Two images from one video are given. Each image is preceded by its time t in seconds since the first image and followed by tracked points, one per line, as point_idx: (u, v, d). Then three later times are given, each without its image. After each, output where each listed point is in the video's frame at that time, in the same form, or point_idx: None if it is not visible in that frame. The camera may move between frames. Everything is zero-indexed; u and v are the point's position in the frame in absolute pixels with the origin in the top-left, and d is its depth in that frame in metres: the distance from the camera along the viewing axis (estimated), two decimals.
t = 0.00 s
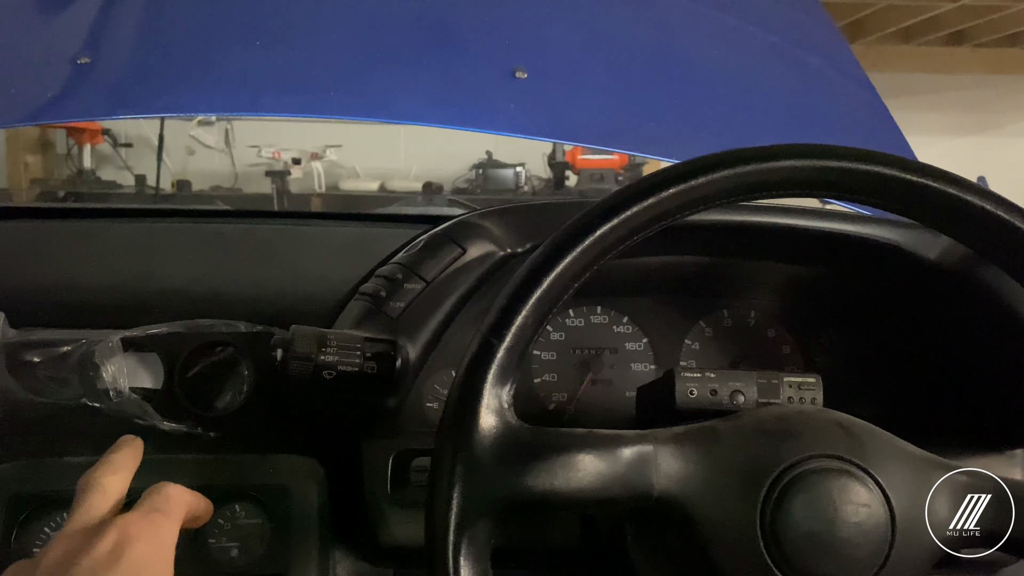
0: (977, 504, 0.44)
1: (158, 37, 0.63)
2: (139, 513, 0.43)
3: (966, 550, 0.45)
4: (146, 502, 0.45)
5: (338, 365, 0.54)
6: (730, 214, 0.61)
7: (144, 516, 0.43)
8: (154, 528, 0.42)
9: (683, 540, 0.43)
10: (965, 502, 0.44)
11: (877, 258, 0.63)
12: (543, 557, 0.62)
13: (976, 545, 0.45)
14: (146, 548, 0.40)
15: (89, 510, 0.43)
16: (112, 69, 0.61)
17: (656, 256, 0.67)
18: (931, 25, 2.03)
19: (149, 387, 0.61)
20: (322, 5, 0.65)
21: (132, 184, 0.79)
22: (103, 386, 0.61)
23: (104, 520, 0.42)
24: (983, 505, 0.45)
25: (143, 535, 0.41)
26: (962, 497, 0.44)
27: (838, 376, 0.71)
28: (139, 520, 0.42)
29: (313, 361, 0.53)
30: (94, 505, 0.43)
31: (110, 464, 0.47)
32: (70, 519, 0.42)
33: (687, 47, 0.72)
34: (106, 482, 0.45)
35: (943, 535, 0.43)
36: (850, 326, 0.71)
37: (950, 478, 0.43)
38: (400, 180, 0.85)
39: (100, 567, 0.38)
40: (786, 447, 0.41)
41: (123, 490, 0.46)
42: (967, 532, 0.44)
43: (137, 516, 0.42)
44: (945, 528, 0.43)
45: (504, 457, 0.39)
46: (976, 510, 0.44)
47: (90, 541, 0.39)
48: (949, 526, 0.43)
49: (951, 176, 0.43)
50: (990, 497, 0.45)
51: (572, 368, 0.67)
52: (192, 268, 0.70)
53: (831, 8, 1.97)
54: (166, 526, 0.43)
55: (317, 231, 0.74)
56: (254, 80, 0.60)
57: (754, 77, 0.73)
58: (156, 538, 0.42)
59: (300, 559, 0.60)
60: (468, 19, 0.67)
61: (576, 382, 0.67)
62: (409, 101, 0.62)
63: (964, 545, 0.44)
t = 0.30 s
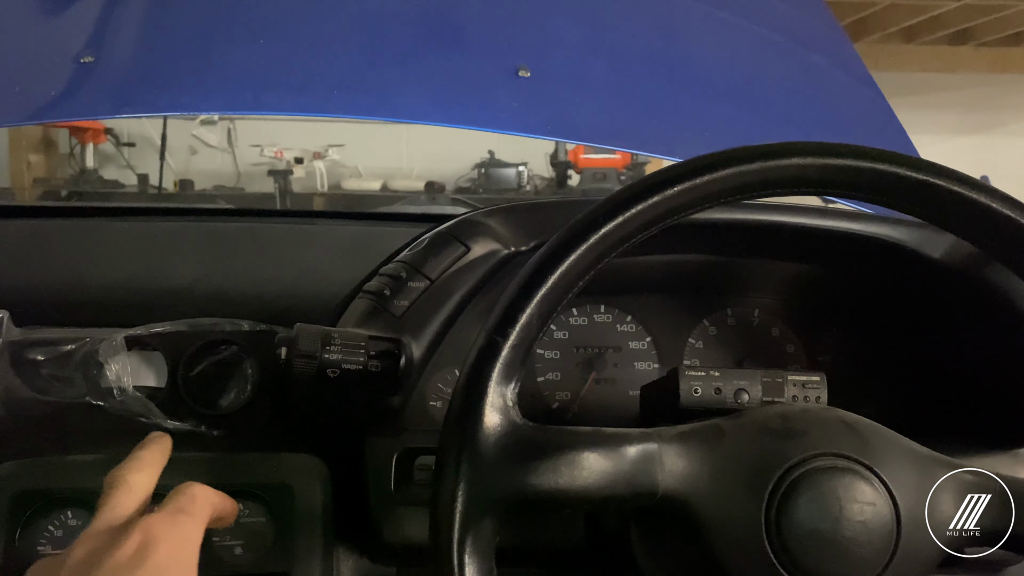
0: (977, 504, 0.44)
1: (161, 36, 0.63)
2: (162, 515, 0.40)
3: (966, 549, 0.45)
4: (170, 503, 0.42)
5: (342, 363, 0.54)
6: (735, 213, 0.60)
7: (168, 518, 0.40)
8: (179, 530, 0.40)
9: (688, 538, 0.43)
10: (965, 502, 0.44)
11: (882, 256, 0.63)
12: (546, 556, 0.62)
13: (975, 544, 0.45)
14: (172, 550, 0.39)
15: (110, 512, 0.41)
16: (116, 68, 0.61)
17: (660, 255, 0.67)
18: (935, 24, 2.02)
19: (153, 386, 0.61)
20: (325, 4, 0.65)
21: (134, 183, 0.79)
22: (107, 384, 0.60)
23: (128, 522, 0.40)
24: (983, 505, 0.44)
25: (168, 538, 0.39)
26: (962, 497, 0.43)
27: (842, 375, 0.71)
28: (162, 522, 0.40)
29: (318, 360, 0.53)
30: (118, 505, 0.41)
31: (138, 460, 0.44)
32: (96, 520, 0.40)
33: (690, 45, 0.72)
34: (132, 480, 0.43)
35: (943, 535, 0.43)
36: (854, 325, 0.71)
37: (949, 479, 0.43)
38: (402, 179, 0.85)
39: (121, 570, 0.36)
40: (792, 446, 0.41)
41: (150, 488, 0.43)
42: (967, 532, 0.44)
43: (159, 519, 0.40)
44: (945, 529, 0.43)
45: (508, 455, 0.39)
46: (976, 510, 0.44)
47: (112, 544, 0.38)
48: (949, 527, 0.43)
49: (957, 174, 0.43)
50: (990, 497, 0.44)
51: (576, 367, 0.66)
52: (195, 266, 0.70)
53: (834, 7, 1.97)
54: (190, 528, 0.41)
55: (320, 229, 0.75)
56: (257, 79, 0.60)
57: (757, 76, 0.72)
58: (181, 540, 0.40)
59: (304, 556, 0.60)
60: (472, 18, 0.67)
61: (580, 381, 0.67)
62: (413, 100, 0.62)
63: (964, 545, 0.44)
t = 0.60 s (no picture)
0: (977, 504, 0.44)
1: (167, 36, 0.63)
2: (191, 517, 0.42)
3: (966, 548, 0.45)
4: (198, 505, 0.44)
5: (350, 361, 0.54)
6: (739, 212, 0.61)
7: (197, 519, 0.42)
8: (207, 531, 0.42)
9: (693, 534, 0.43)
10: (965, 502, 0.44)
11: (885, 255, 0.63)
12: (550, 553, 0.63)
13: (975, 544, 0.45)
14: (200, 554, 0.40)
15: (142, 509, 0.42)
16: (123, 67, 0.62)
17: (664, 254, 0.67)
18: (939, 23, 2.02)
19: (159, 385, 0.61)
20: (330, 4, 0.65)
21: (137, 183, 0.78)
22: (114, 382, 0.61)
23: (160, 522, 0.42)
24: (983, 506, 0.44)
25: (196, 540, 0.40)
26: (961, 497, 0.43)
27: (846, 374, 0.71)
28: (191, 524, 0.41)
29: (325, 357, 0.54)
30: (148, 504, 0.43)
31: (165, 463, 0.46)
32: (126, 518, 0.41)
33: (694, 45, 0.73)
34: (161, 481, 0.44)
35: (943, 535, 0.43)
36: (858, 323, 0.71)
37: (945, 481, 0.43)
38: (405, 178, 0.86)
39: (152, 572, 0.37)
40: (797, 443, 0.42)
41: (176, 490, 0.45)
42: (966, 532, 0.44)
43: (189, 522, 0.41)
44: (945, 528, 0.43)
45: (516, 452, 0.40)
46: (976, 510, 0.44)
47: (143, 547, 0.39)
48: (949, 527, 0.43)
49: (961, 173, 0.43)
50: (990, 497, 0.44)
51: (580, 365, 0.67)
52: (201, 266, 0.70)
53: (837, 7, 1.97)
54: (217, 530, 0.43)
55: (325, 229, 0.75)
56: (264, 79, 0.61)
57: (761, 75, 0.73)
58: (209, 542, 0.41)
59: (310, 553, 0.61)
60: (477, 17, 0.68)
61: (585, 379, 0.67)
62: (418, 99, 0.62)
63: (964, 545, 0.44)
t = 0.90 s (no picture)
0: (977, 504, 0.44)
1: (171, 35, 0.63)
2: (175, 489, 0.40)
3: (967, 549, 0.45)
4: (179, 467, 0.41)
5: (355, 359, 0.55)
6: (742, 211, 0.61)
7: (181, 491, 0.40)
8: (195, 501, 0.41)
9: (698, 531, 0.44)
10: (964, 502, 0.44)
11: (889, 253, 0.63)
12: (553, 551, 0.63)
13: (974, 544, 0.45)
14: (193, 527, 0.40)
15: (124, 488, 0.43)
16: (127, 66, 0.62)
17: (667, 252, 0.67)
18: (942, 22, 2.01)
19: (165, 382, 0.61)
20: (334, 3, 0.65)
21: (140, 181, 0.79)
22: (120, 379, 0.61)
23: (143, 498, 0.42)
24: (983, 506, 0.44)
25: (185, 514, 0.40)
26: (961, 497, 0.43)
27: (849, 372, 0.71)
28: (177, 499, 0.40)
29: (331, 355, 0.54)
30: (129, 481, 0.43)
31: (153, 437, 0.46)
32: (111, 498, 0.42)
33: (697, 44, 0.73)
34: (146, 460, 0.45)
35: (942, 535, 0.43)
36: (861, 321, 0.71)
37: (944, 481, 0.43)
38: (409, 177, 0.86)
39: (146, 556, 0.37)
40: (801, 440, 0.42)
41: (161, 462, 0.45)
42: (966, 532, 0.44)
43: (174, 497, 0.40)
44: (945, 529, 0.43)
45: (521, 449, 0.40)
46: (976, 510, 0.44)
47: (133, 529, 0.39)
48: (949, 527, 0.43)
49: (964, 171, 0.44)
50: (990, 497, 0.44)
51: (584, 364, 0.67)
52: (205, 264, 0.71)
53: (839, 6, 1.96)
54: (207, 493, 0.41)
55: (328, 228, 0.74)
56: (268, 78, 0.61)
57: (764, 74, 0.73)
58: (199, 510, 0.41)
59: (314, 550, 0.61)
60: (480, 16, 0.68)
61: (588, 377, 0.67)
62: (421, 99, 0.62)
63: (963, 546, 0.44)
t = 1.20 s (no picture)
0: (977, 504, 0.44)
1: (173, 36, 0.63)
2: (179, 477, 0.41)
3: (967, 549, 0.44)
4: (183, 455, 0.42)
5: (355, 359, 0.55)
6: (743, 211, 0.61)
7: (186, 479, 0.41)
8: (198, 489, 0.41)
9: (698, 533, 0.43)
10: (965, 501, 0.43)
11: (890, 254, 0.63)
12: (555, 551, 0.63)
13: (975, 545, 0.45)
14: (194, 518, 0.40)
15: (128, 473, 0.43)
16: (129, 66, 0.62)
17: (668, 253, 0.67)
18: (943, 22, 2.01)
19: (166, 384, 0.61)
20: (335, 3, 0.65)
21: (143, 181, 0.79)
22: (121, 379, 0.61)
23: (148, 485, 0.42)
24: (983, 506, 0.44)
25: (188, 503, 0.40)
26: (962, 496, 0.43)
27: (850, 373, 0.71)
28: (180, 488, 0.40)
29: (331, 356, 0.54)
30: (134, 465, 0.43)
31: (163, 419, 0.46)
32: (116, 482, 0.42)
33: (698, 44, 0.73)
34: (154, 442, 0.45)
35: (943, 535, 0.43)
36: (862, 322, 0.71)
37: (944, 480, 0.43)
38: (410, 177, 0.86)
39: (148, 548, 0.38)
40: (801, 441, 0.42)
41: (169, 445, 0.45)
42: (967, 532, 0.44)
43: (177, 485, 0.40)
44: (945, 528, 0.43)
45: (521, 450, 0.40)
46: (977, 510, 0.44)
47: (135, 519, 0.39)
48: (949, 527, 0.43)
49: (966, 172, 0.43)
50: (990, 497, 0.44)
51: (584, 364, 0.67)
52: (206, 265, 0.71)
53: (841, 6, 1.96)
54: (210, 483, 0.42)
55: (329, 229, 0.75)
56: (269, 78, 0.61)
57: (765, 74, 0.73)
58: (201, 499, 0.41)
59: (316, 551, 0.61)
60: (481, 16, 0.68)
61: (589, 378, 0.67)
62: (422, 99, 0.62)
63: (964, 546, 0.44)
